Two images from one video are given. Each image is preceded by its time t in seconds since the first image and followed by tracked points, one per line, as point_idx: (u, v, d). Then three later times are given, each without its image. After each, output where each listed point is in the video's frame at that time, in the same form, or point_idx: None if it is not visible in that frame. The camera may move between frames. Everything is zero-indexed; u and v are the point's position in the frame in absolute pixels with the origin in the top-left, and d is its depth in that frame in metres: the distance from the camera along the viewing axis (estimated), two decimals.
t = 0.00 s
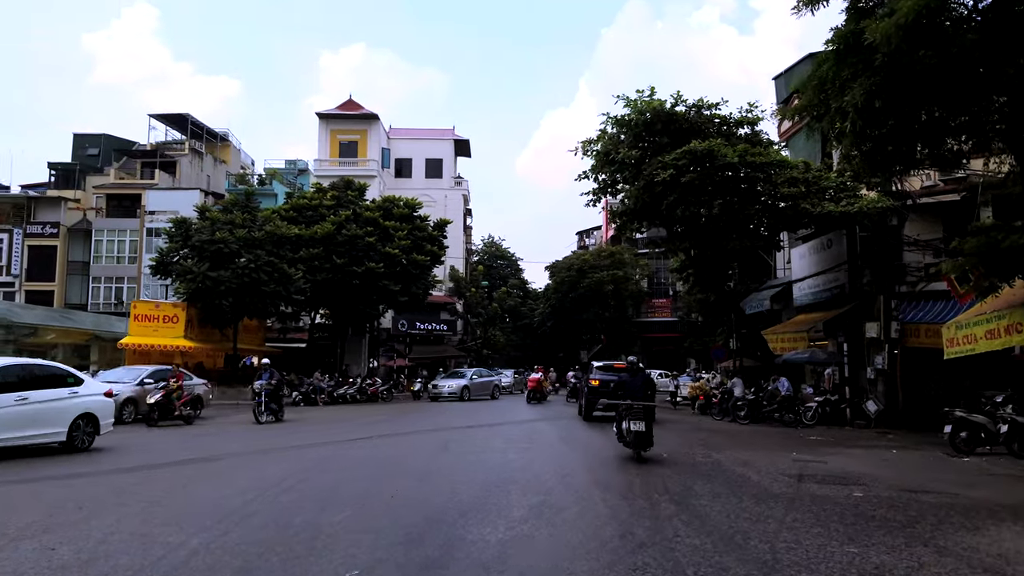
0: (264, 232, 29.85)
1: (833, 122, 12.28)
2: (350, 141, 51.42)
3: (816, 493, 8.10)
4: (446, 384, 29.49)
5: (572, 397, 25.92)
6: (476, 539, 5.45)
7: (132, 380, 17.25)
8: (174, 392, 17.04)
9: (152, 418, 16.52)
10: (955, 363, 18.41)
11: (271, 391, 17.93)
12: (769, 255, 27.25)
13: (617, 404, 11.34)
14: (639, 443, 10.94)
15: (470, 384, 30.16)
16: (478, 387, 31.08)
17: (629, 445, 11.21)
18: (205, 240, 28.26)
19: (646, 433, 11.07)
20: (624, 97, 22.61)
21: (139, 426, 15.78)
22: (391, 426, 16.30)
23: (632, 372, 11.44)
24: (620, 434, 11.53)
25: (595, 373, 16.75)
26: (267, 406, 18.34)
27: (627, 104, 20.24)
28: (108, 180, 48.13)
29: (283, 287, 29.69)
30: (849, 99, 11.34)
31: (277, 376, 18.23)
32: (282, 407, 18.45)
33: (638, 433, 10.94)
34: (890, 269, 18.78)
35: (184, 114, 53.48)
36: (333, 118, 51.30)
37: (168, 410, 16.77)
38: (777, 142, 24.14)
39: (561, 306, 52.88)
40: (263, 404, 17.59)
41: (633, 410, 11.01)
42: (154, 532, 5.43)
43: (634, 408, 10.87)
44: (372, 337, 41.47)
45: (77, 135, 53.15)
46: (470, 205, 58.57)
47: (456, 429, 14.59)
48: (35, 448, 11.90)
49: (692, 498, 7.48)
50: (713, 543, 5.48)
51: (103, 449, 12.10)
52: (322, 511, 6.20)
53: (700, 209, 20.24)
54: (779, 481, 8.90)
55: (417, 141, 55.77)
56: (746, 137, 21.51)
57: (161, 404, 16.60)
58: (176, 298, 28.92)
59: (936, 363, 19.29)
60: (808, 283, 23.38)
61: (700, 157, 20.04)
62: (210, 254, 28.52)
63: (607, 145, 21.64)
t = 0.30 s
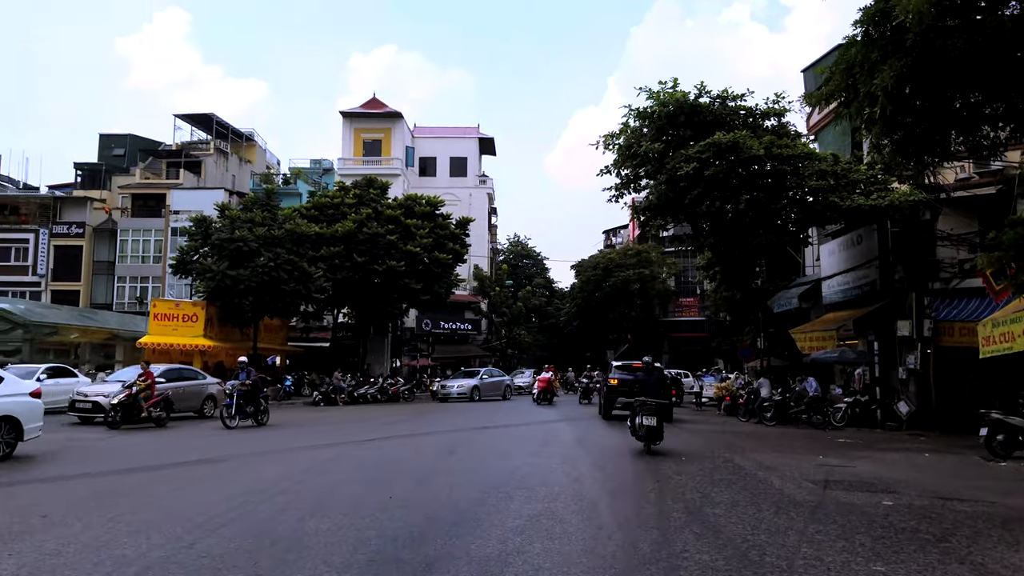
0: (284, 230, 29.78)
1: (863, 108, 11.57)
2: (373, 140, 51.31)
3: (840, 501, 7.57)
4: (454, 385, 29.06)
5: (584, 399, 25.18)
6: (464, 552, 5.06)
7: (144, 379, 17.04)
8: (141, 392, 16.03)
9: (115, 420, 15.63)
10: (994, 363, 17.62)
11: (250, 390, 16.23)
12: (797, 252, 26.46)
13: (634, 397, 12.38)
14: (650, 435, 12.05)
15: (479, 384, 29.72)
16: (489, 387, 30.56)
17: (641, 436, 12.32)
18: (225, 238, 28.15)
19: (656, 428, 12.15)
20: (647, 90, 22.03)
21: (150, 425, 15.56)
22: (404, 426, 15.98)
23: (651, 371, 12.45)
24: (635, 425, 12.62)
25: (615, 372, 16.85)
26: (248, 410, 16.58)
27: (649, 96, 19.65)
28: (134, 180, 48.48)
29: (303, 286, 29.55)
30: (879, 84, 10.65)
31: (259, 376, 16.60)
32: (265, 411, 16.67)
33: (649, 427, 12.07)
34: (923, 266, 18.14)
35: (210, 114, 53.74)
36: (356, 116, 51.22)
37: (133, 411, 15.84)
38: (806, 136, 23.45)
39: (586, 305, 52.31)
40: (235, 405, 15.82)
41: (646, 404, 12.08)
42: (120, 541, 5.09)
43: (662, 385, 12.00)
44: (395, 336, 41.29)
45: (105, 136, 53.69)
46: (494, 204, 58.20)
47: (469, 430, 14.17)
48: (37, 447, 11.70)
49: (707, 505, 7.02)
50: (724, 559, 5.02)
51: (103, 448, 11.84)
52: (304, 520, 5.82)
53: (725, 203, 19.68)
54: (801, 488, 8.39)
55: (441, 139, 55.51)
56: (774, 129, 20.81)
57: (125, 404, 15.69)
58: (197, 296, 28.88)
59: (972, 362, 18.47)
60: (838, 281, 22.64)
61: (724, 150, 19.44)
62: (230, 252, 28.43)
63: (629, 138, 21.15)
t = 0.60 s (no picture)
0: (295, 229, 29.58)
1: (883, 93, 10.97)
2: (388, 139, 51.05)
3: (857, 510, 7.05)
4: (456, 385, 28.63)
5: (588, 401, 24.50)
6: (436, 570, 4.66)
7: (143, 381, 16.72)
8: (85, 394, 15.10)
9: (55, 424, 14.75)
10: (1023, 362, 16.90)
11: (194, 395, 14.92)
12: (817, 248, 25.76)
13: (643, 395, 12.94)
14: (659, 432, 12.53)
15: (481, 384, 29.31)
16: (489, 389, 30.17)
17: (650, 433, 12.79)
18: (236, 237, 27.99)
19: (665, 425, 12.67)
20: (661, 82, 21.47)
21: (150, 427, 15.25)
22: (408, 428, 15.61)
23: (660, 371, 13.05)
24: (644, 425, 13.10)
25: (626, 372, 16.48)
26: (194, 415, 15.32)
27: (663, 88, 19.10)
28: (149, 180, 48.56)
29: (314, 285, 29.28)
30: (900, 68, 10.06)
31: (207, 376, 15.20)
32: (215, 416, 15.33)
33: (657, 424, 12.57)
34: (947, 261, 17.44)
35: (226, 114, 53.76)
36: (371, 115, 50.99)
37: (76, 414, 14.94)
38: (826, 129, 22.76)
39: (603, 304, 51.69)
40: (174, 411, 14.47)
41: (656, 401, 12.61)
42: (66, 557, 4.72)
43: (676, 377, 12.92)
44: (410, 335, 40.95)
45: (121, 137, 53.89)
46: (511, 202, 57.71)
47: (473, 433, 13.71)
48: (28, 450, 11.44)
49: (711, 516, 6.54)
50: None
51: (95, 451, 11.57)
52: (271, 534, 5.40)
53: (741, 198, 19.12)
54: (815, 495, 7.86)
55: (457, 137, 55.12)
56: (792, 121, 20.18)
57: (66, 407, 14.78)
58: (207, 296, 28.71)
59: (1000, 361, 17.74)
60: (859, 278, 21.96)
61: (740, 143, 18.85)
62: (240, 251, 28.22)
63: (643, 132, 20.61)
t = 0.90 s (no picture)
0: (301, 226, 29.33)
1: (900, 78, 10.40)
2: (398, 137, 50.73)
3: (871, 522, 6.52)
4: (450, 385, 28.22)
5: (583, 401, 23.91)
6: None
7: (137, 380, 16.35)
8: (10, 394, 14.87)
9: None
10: None
11: (104, 396, 13.44)
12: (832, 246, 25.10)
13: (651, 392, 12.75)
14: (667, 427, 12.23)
15: (476, 384, 28.96)
16: (486, 390, 29.79)
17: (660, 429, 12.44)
18: (241, 234, 27.72)
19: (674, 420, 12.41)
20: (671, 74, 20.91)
21: (140, 428, 14.89)
22: (405, 429, 15.20)
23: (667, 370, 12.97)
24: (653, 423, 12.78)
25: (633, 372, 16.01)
26: (105, 421, 13.59)
27: (672, 79, 18.55)
28: (160, 179, 48.51)
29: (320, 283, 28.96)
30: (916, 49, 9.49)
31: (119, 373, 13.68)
32: (132, 422, 13.71)
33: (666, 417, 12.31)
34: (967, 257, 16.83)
35: (236, 112, 53.65)
36: (381, 112, 50.70)
37: None
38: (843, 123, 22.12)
39: (616, 304, 51.12)
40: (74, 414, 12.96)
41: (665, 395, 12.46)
42: None
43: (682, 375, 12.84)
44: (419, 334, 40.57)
45: (132, 135, 53.93)
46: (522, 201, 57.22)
47: (470, 435, 13.27)
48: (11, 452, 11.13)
49: (709, 528, 6.07)
50: None
51: (78, 453, 11.27)
52: (225, 549, 5.01)
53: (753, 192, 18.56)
54: (823, 504, 7.34)
55: (468, 135, 54.71)
56: (806, 114, 19.58)
57: None
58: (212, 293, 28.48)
59: None
60: (875, 275, 21.34)
61: (753, 136, 18.28)
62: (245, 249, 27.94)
63: (653, 126, 20.05)
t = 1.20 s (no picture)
0: (303, 225, 29.00)
1: (915, 60, 9.81)
2: (406, 135, 50.35)
3: (887, 534, 5.99)
4: (442, 385, 27.78)
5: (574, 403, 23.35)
6: None
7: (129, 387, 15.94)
8: None
9: None
10: None
11: None
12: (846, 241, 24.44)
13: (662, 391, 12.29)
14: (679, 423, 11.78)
15: (469, 384, 28.53)
16: (478, 389, 29.41)
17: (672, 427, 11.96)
18: (243, 233, 27.37)
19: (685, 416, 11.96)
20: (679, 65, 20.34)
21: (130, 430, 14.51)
22: (403, 430, 14.77)
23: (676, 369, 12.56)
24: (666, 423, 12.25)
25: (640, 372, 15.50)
26: None
27: (679, 70, 18.00)
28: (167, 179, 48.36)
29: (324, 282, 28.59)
30: (934, 26, 8.91)
31: None
32: (14, 428, 12.25)
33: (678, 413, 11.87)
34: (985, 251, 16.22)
35: (244, 111, 53.45)
36: (389, 110, 50.35)
37: None
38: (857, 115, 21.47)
39: (626, 302, 50.51)
40: None
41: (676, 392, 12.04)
42: None
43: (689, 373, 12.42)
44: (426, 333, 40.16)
45: (140, 135, 53.85)
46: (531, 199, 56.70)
47: (468, 437, 12.78)
48: None
49: (709, 541, 5.56)
50: None
51: (61, 456, 10.90)
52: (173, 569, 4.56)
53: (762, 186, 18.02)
54: (835, 513, 6.82)
55: (476, 133, 54.24)
56: (817, 105, 18.99)
57: None
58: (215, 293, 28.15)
59: None
60: (890, 271, 20.70)
61: (762, 128, 17.68)
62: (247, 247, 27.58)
63: (659, 119, 19.45)
